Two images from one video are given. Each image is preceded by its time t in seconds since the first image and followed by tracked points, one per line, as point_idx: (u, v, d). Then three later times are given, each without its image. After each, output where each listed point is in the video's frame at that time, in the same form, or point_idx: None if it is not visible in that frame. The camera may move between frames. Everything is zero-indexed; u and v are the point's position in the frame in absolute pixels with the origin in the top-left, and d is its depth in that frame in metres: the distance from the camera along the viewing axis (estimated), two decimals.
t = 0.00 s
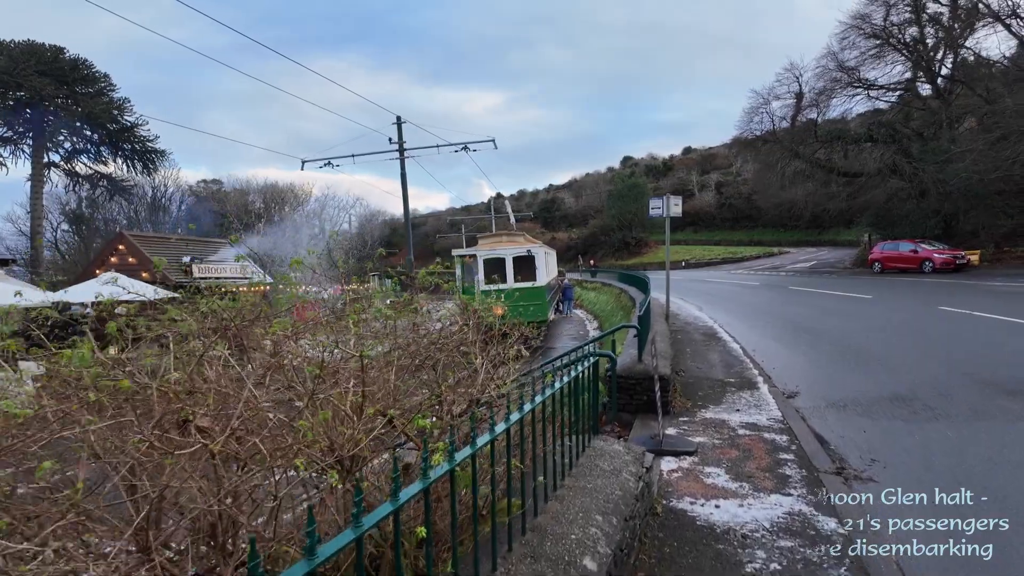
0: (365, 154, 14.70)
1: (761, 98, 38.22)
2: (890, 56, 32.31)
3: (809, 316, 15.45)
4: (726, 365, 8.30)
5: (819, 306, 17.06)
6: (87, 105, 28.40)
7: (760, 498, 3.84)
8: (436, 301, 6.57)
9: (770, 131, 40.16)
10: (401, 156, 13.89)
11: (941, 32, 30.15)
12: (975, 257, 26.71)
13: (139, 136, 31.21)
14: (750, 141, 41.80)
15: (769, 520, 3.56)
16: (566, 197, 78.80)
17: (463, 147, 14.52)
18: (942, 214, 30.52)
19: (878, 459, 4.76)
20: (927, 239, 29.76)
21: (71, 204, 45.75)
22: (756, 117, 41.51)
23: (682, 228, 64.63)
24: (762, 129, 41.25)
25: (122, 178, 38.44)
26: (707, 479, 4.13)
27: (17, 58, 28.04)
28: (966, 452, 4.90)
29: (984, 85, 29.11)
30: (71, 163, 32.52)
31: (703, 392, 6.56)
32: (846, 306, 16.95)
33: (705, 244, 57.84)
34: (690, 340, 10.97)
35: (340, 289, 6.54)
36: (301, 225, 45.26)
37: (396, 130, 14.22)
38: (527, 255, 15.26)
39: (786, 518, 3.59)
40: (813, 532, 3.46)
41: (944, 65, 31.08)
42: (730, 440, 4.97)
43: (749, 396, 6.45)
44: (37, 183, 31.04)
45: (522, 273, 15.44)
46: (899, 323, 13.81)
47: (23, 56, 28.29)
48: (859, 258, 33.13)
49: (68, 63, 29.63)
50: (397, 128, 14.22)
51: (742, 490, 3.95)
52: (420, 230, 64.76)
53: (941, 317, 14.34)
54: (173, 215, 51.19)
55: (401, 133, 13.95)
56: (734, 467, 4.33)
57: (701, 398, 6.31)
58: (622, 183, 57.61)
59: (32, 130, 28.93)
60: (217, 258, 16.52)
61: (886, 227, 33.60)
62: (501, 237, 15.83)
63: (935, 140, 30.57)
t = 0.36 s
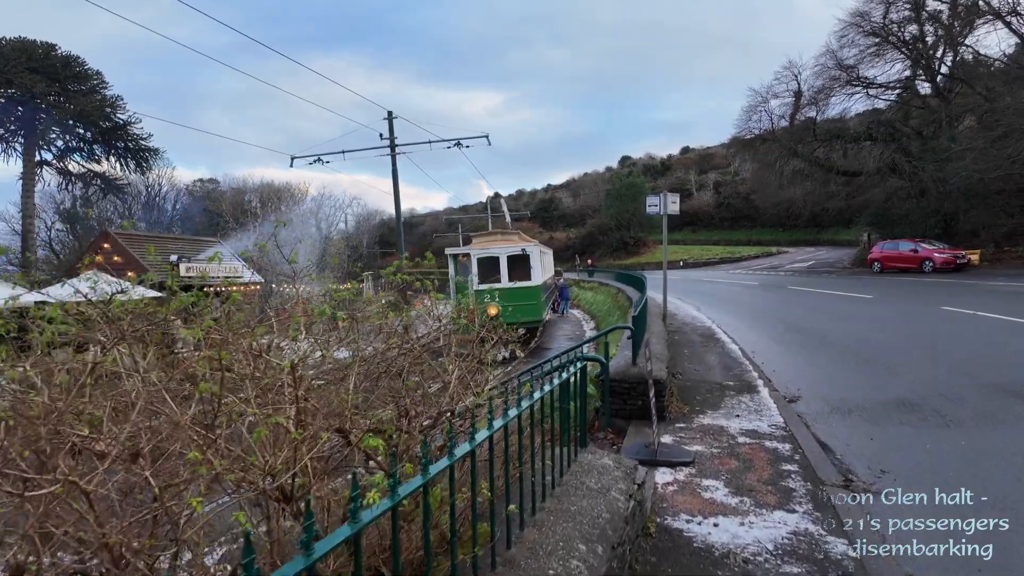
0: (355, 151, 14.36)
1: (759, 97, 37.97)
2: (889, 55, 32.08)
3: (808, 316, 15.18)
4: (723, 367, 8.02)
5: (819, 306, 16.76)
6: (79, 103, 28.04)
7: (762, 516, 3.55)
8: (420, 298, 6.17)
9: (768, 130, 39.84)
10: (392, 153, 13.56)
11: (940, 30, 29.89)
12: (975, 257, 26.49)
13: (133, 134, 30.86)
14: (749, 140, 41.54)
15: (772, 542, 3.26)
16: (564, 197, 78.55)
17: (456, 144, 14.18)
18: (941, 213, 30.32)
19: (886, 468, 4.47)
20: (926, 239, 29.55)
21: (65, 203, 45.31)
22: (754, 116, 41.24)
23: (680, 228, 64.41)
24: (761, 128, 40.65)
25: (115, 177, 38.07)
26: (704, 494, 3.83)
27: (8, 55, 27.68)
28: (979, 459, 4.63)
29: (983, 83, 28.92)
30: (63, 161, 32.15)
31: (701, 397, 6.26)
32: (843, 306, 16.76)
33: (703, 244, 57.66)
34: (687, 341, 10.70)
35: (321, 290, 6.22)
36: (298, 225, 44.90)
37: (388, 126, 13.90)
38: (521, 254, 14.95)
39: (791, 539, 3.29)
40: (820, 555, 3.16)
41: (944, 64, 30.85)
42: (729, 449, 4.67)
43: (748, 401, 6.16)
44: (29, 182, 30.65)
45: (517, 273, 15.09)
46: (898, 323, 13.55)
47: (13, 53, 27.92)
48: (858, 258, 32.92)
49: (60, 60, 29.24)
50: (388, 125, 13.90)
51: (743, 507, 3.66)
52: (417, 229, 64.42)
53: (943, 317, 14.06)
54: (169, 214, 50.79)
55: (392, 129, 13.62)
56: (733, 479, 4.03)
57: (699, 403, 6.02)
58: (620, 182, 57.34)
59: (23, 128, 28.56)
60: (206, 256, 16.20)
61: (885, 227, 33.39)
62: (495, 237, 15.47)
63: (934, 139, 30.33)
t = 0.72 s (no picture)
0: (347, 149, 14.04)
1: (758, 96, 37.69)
2: (889, 54, 31.83)
3: (806, 317, 14.94)
4: (722, 372, 7.75)
5: (818, 307, 16.50)
6: (71, 102, 27.72)
7: (764, 541, 3.27)
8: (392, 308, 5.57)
9: (767, 130, 39.52)
10: (383, 151, 13.23)
11: (940, 29, 29.65)
12: (975, 257, 26.26)
13: (127, 134, 30.56)
14: (747, 139, 41.28)
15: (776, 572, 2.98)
16: (563, 197, 78.32)
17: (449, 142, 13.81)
18: (941, 213, 30.09)
19: (892, 484, 4.24)
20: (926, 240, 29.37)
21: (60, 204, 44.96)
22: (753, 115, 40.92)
23: (679, 228, 64.19)
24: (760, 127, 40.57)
25: (110, 177, 37.75)
26: (701, 516, 3.55)
27: None
28: (992, 473, 4.41)
29: (984, 83, 28.74)
30: (56, 162, 31.82)
31: (698, 405, 5.99)
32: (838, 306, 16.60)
33: (702, 245, 57.46)
34: (685, 344, 10.43)
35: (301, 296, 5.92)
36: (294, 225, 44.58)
37: (379, 124, 13.57)
38: (516, 255, 14.54)
39: (796, 570, 3.01)
40: None
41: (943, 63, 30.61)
42: (728, 462, 4.39)
43: (748, 408, 5.92)
44: (21, 182, 30.31)
45: (511, 274, 14.68)
46: (895, 324, 13.32)
47: (4, 52, 27.55)
48: (858, 258, 32.69)
49: (52, 59, 28.91)
50: (379, 122, 13.55)
51: (742, 530, 3.38)
52: (415, 230, 64.17)
53: (944, 317, 13.83)
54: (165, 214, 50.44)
55: (383, 126, 13.30)
56: (732, 499, 3.75)
57: (696, 411, 5.75)
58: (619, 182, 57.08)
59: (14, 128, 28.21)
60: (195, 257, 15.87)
61: (886, 227, 33.15)
62: (490, 237, 15.10)
63: (934, 138, 30.07)
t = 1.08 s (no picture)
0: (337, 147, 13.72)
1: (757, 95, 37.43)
2: (889, 53, 31.56)
3: (806, 317, 14.66)
4: (721, 376, 7.46)
5: (819, 308, 16.18)
6: (64, 101, 27.38)
7: (766, 567, 2.99)
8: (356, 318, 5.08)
9: (766, 129, 39.26)
10: (374, 149, 12.92)
11: (941, 27, 29.41)
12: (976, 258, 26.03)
13: (121, 133, 30.23)
14: (746, 139, 40.99)
15: None
16: (561, 197, 78.06)
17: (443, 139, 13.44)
18: (942, 213, 29.85)
19: (898, 496, 3.97)
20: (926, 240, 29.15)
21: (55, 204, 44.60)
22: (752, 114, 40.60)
23: (678, 228, 63.95)
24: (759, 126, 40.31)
25: (104, 176, 37.45)
26: (698, 537, 3.28)
27: None
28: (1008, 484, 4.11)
29: (984, 82, 28.50)
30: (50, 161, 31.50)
31: (695, 412, 5.69)
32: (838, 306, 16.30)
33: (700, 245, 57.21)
34: (683, 346, 10.14)
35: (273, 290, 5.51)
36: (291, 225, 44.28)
37: (370, 121, 13.26)
38: (510, 255, 14.20)
39: None
40: None
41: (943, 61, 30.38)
42: (727, 476, 4.10)
43: (747, 415, 5.65)
44: (14, 182, 29.98)
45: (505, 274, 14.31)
46: (895, 324, 13.01)
47: None
48: (858, 258, 32.46)
49: (46, 58, 28.62)
50: (370, 120, 13.25)
51: (743, 554, 3.11)
52: (413, 230, 63.87)
53: (949, 317, 13.47)
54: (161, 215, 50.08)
55: (374, 124, 12.99)
56: (731, 517, 3.48)
57: (693, 418, 5.47)
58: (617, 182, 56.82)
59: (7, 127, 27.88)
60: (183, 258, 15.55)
61: (886, 227, 32.92)
62: (484, 236, 14.75)
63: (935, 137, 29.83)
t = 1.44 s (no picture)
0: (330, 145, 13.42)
1: (757, 94, 37.15)
2: (890, 51, 31.25)
3: (807, 318, 14.40)
4: (722, 381, 7.19)
5: (820, 309, 15.93)
6: (60, 100, 27.11)
7: None
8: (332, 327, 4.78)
9: (767, 128, 38.99)
10: (367, 146, 12.61)
11: (942, 25, 29.09)
12: (978, 258, 25.77)
13: (117, 132, 30.00)
14: (746, 139, 40.69)
15: None
16: (561, 197, 77.83)
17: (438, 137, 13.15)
18: (944, 213, 29.58)
19: (917, 512, 3.70)
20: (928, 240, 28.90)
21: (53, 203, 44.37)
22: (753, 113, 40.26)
23: (678, 228, 63.68)
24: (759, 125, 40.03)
25: (100, 176, 37.27)
26: (700, 562, 3.03)
27: None
28: None
29: (987, 81, 28.20)
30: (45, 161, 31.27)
31: (697, 420, 5.43)
32: (838, 308, 16.02)
33: (700, 245, 56.98)
34: (683, 348, 9.86)
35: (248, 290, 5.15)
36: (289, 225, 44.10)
37: (363, 117, 12.97)
38: (507, 254, 13.93)
39: None
40: None
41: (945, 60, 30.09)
42: (731, 491, 3.83)
43: (750, 422, 5.40)
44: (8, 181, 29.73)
45: (501, 275, 13.99)
46: (896, 325, 12.77)
47: None
48: (859, 258, 32.20)
49: (40, 56, 28.41)
50: (363, 117, 12.96)
51: None
52: (413, 230, 63.63)
53: (951, 318, 13.25)
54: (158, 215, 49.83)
55: (367, 121, 12.70)
56: (736, 538, 3.23)
57: (694, 426, 5.21)
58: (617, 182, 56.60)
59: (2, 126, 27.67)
60: (174, 258, 15.32)
61: (888, 226, 32.65)
62: (480, 235, 14.45)
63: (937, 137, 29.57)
